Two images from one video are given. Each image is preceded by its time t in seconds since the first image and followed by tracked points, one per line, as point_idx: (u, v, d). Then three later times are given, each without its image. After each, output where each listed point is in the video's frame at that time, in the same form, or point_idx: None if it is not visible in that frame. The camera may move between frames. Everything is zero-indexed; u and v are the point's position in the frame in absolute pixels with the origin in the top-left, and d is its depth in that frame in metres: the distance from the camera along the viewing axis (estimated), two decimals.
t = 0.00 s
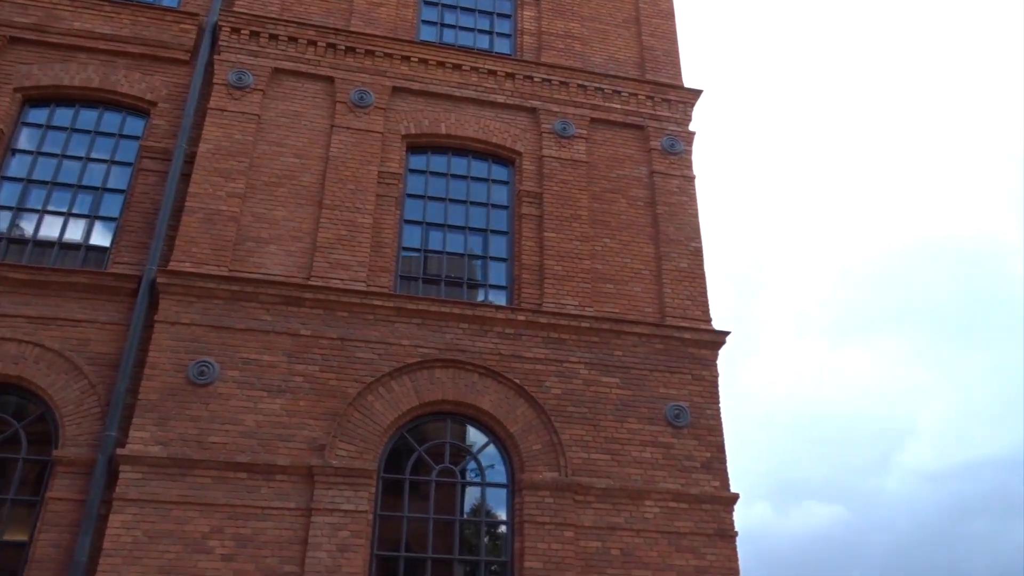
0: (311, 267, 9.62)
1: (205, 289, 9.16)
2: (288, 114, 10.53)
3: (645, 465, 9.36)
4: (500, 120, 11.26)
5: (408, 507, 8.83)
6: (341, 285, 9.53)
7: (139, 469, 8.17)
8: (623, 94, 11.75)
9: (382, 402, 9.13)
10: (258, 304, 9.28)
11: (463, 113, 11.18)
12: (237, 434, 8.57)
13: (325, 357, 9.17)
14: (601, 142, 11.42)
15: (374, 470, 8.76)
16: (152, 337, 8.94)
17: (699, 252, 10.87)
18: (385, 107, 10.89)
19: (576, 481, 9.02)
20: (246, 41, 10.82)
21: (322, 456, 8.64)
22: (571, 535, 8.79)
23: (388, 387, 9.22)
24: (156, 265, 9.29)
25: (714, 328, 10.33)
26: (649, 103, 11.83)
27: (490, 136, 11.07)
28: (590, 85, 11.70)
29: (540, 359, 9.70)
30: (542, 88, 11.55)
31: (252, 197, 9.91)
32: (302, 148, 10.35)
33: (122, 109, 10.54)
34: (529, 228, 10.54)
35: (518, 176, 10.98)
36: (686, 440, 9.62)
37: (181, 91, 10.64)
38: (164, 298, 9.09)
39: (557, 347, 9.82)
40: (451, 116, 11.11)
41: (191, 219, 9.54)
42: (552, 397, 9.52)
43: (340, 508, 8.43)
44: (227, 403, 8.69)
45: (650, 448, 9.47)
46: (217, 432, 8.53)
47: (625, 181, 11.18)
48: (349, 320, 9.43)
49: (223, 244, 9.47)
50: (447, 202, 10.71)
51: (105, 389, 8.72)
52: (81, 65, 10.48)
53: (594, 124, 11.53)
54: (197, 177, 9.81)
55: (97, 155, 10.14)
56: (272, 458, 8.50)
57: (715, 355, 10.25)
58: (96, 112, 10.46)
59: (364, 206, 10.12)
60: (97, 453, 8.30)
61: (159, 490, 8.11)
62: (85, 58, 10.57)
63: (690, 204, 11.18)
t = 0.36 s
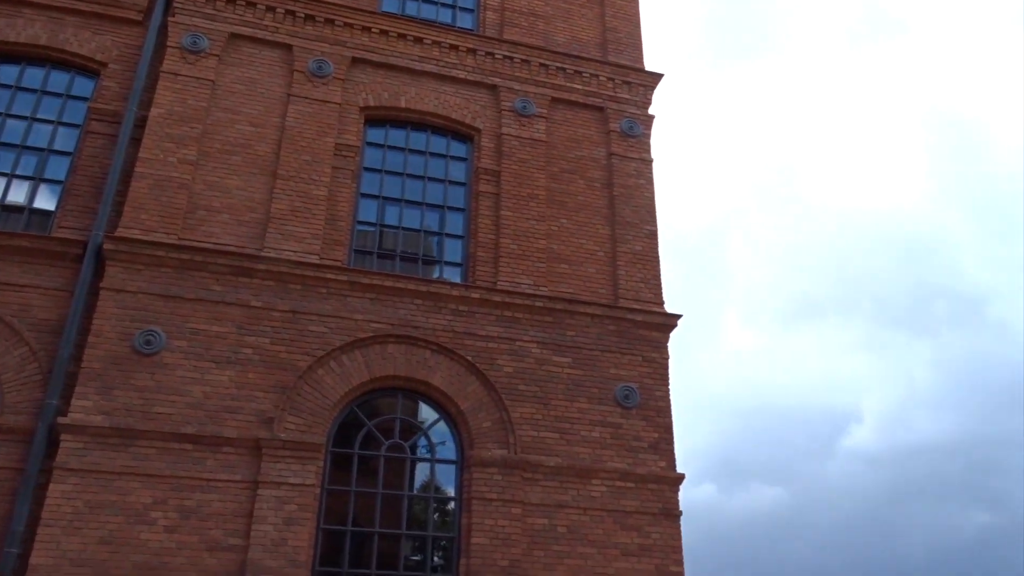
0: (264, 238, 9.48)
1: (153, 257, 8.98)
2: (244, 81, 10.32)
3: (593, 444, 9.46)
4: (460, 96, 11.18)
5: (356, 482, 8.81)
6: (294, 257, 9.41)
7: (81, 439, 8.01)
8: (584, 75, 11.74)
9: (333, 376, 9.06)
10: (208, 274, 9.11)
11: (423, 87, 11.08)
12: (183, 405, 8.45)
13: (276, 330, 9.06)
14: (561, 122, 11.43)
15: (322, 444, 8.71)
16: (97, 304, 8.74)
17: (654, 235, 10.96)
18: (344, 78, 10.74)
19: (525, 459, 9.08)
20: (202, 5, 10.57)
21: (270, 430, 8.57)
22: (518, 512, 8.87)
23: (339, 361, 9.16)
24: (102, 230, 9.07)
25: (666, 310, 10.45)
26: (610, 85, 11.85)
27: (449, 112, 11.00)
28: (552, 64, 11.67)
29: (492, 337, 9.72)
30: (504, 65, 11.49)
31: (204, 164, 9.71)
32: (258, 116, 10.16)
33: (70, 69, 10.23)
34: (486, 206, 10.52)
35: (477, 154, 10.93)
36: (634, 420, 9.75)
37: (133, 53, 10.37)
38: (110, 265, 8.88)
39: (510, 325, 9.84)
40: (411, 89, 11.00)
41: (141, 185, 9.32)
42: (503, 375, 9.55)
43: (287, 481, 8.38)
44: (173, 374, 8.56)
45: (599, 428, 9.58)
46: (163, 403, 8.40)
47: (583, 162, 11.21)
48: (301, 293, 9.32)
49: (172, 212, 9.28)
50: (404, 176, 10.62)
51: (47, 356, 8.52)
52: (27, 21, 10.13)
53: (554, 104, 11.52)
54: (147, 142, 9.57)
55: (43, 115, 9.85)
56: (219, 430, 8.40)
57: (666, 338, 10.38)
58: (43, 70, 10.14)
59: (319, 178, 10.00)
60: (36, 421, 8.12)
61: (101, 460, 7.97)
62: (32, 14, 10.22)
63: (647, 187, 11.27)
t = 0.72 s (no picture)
0: (213, 212, 9.30)
1: (97, 228, 8.74)
2: (194, 51, 10.08)
3: (542, 426, 9.53)
4: (417, 74, 11.08)
5: (303, 460, 8.75)
6: (243, 232, 9.26)
7: (18, 414, 7.80)
8: (542, 56, 11.74)
9: (281, 354, 8.96)
10: (154, 247, 8.91)
11: (379, 63, 10.95)
12: (126, 380, 8.28)
13: (223, 306, 8.91)
14: (517, 103, 11.41)
15: (269, 422, 8.63)
16: (37, 275, 8.49)
17: (607, 220, 11.05)
18: (299, 51, 10.56)
19: (473, 439, 9.12)
20: None
21: (216, 407, 8.45)
22: (466, 491, 8.91)
23: (287, 338, 9.06)
24: (43, 199, 8.80)
25: (617, 294, 10.54)
26: (568, 68, 11.87)
27: (405, 89, 10.89)
28: (510, 45, 11.63)
29: (444, 317, 9.70)
30: (461, 44, 11.41)
31: (151, 134, 9.47)
32: (208, 87, 9.95)
33: (12, 32, 9.89)
34: (440, 186, 10.47)
35: (432, 133, 10.86)
36: (583, 402, 9.84)
37: (78, 18, 10.06)
38: (51, 235, 8.62)
39: (462, 306, 9.83)
40: (367, 65, 10.86)
41: (85, 154, 9.06)
42: (454, 355, 9.55)
43: (232, 459, 8.29)
44: (116, 348, 8.37)
45: (548, 410, 9.65)
46: (105, 378, 8.22)
47: (538, 144, 11.23)
48: (250, 269, 9.17)
49: (117, 183, 9.04)
50: (358, 153, 10.50)
51: None
52: None
53: (511, 85, 11.50)
54: (92, 110, 9.30)
55: None
56: (163, 406, 8.26)
57: (616, 321, 10.48)
58: None
59: (271, 153, 9.84)
60: None
61: (39, 435, 7.78)
62: None
63: (601, 171, 11.36)
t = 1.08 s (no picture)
0: (160, 183, 9.09)
1: (37, 197, 8.48)
2: (143, 17, 9.83)
3: (491, 406, 9.57)
4: (373, 49, 10.95)
5: (249, 438, 8.66)
6: (191, 205, 9.07)
7: None
8: (500, 37, 11.72)
9: (228, 329, 8.82)
10: (97, 218, 8.68)
11: (335, 37, 10.78)
12: (66, 353, 8.08)
13: (169, 279, 8.73)
14: (474, 83, 11.38)
15: (214, 398, 8.50)
16: None
17: (560, 203, 11.13)
18: (252, 22, 10.36)
19: (422, 419, 9.12)
20: None
21: (159, 382, 8.29)
22: (413, 471, 8.91)
23: (235, 314, 8.92)
24: None
25: (569, 277, 10.61)
26: (525, 49, 11.88)
27: (361, 65, 10.76)
28: (468, 24, 11.58)
29: (395, 296, 9.65)
30: (419, 21, 11.31)
31: (96, 101, 9.20)
32: (157, 56, 9.71)
33: None
34: (394, 164, 10.39)
35: (387, 110, 10.75)
36: (533, 384, 9.90)
37: None
38: None
39: (414, 285, 9.79)
40: (322, 39, 10.68)
41: (26, 119, 8.77)
42: (405, 334, 9.52)
43: (175, 435, 8.16)
44: (56, 321, 8.16)
45: (497, 390, 9.68)
46: (44, 351, 8.01)
47: (494, 125, 11.24)
48: (197, 243, 8.99)
49: (60, 150, 8.77)
50: (311, 128, 10.35)
51: None
52: None
53: (468, 64, 11.45)
54: (34, 74, 9.00)
55: None
56: (104, 381, 8.09)
57: (567, 304, 10.55)
58: None
59: (221, 124, 9.65)
60: None
61: None
62: None
63: (556, 154, 11.43)
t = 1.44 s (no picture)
0: (108, 151, 8.85)
1: None
2: None
3: (442, 386, 9.56)
4: (332, 22, 10.78)
5: (194, 413, 8.53)
6: (140, 174, 8.85)
7: None
8: (462, 15, 11.64)
9: (176, 302, 8.65)
10: (41, 184, 8.42)
11: (294, 8, 10.58)
12: (6, 322, 7.85)
13: (116, 250, 8.52)
14: (434, 61, 11.30)
15: (160, 372, 8.34)
16: None
17: (517, 185, 11.14)
18: None
19: (373, 397, 9.08)
20: None
21: (103, 354, 8.11)
22: (362, 449, 8.89)
23: (183, 287, 8.74)
24: None
25: (524, 259, 10.64)
26: (487, 29, 11.83)
27: (319, 38, 10.59)
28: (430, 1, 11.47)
29: (348, 274, 9.56)
30: None
31: (43, 63, 8.91)
32: (108, 19, 9.44)
33: None
34: (351, 140, 10.27)
35: (345, 84, 10.61)
36: (485, 365, 9.92)
37: None
38: None
39: (368, 263, 9.71)
40: (280, 9, 10.48)
41: None
42: (357, 312, 9.45)
43: (119, 409, 8.00)
44: None
45: (449, 371, 9.68)
46: None
47: (453, 104, 11.17)
48: (146, 213, 8.78)
49: (3, 112, 8.47)
50: (266, 100, 10.16)
51: None
52: None
53: (429, 42, 11.36)
54: None
55: None
56: (45, 352, 7.88)
57: (522, 286, 10.59)
58: None
59: (174, 93, 9.43)
60: None
61: None
62: None
63: (514, 136, 11.44)
